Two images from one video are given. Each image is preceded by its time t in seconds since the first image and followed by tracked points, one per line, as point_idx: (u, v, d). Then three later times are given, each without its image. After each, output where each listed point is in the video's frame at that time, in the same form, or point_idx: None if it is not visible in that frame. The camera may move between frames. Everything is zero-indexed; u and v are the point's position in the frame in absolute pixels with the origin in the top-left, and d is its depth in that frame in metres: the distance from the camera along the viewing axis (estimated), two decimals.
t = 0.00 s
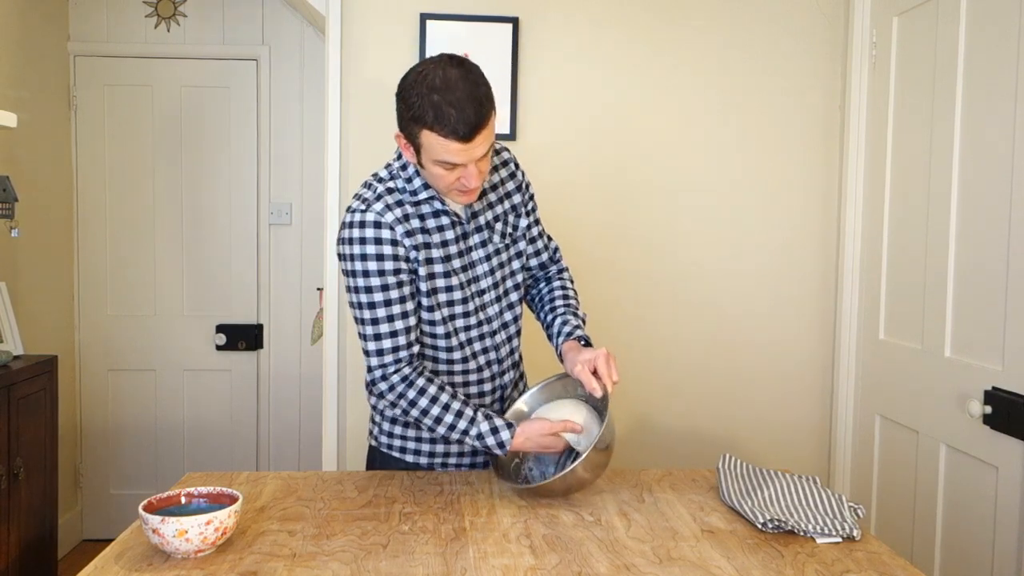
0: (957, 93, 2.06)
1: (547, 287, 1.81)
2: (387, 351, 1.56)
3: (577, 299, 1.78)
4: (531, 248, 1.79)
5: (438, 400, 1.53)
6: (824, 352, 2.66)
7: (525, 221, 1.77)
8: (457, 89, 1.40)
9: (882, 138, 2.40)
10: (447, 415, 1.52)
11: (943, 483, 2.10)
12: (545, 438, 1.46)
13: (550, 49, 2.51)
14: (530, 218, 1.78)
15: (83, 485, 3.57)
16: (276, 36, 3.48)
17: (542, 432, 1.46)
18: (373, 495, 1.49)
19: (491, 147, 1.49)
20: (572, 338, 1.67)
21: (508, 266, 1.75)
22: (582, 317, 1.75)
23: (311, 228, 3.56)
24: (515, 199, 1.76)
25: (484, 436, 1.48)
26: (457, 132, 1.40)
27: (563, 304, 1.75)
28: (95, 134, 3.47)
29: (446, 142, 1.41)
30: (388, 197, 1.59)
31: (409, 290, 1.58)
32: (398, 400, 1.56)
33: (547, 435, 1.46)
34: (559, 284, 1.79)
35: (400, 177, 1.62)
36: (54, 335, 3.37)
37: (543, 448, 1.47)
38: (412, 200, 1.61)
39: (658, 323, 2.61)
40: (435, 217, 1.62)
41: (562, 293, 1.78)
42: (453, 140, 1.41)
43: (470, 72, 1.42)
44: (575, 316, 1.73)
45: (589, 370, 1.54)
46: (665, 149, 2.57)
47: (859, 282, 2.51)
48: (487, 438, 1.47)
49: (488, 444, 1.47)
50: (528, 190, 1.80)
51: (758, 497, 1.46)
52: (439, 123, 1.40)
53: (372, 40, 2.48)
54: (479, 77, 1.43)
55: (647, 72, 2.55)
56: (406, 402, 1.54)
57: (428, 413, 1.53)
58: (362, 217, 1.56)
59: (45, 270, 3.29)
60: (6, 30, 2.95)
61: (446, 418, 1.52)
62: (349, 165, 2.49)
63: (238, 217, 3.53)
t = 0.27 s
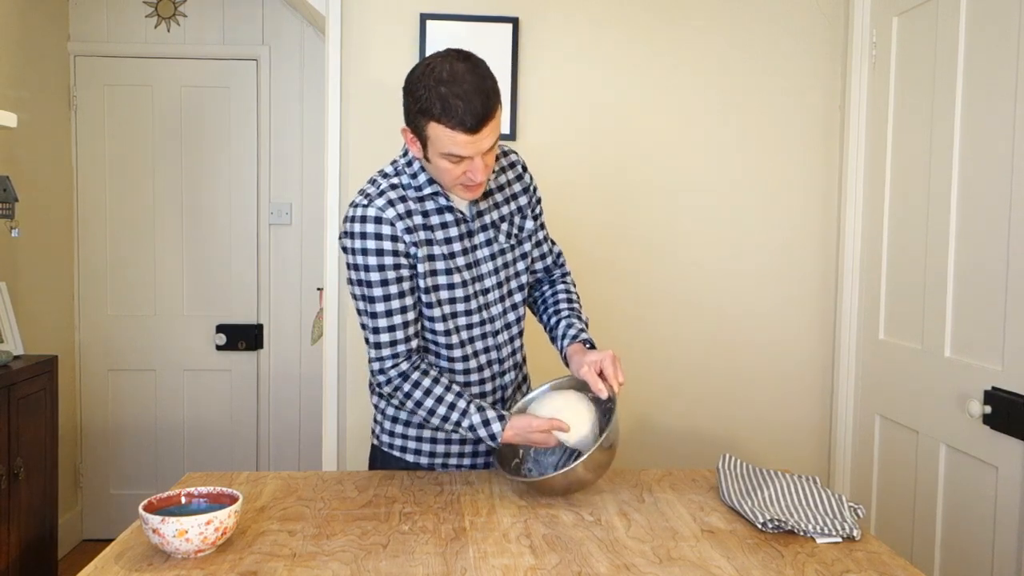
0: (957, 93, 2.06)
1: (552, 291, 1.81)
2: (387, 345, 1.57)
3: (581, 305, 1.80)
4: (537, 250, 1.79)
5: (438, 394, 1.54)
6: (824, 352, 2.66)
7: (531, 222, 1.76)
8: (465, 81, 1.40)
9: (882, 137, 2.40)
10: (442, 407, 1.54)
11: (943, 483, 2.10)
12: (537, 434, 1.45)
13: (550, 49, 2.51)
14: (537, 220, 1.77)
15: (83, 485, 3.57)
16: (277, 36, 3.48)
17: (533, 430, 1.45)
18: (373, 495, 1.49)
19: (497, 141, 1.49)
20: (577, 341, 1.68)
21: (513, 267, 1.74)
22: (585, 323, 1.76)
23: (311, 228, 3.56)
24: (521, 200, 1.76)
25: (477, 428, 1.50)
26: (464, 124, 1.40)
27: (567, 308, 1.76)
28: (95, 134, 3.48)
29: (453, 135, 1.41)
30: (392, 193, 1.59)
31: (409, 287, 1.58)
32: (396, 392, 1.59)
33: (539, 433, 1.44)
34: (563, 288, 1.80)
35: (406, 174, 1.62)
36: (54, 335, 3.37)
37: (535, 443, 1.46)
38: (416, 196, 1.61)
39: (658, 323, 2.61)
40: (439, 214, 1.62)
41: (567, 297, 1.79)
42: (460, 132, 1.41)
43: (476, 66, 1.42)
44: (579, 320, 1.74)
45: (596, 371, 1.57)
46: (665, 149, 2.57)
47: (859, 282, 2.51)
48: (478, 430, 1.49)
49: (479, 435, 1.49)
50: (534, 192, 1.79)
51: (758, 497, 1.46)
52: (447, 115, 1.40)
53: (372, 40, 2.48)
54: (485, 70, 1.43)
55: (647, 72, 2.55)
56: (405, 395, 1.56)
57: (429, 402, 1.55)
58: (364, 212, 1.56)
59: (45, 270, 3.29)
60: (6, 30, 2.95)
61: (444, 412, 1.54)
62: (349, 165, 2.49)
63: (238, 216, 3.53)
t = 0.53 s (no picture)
0: (957, 93, 2.06)
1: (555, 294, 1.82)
2: (378, 336, 1.57)
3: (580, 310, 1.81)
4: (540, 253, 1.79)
5: (425, 385, 1.54)
6: (824, 352, 2.66)
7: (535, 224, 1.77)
8: (476, 78, 1.41)
9: (882, 137, 2.40)
10: (427, 398, 1.53)
11: (943, 483, 2.10)
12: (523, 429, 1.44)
13: (550, 49, 2.51)
14: (540, 223, 1.78)
15: (83, 485, 3.57)
16: (276, 36, 3.48)
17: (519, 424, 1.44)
18: (373, 495, 1.49)
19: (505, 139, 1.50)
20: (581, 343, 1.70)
21: (516, 267, 1.74)
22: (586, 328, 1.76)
23: (311, 227, 3.56)
24: (526, 202, 1.77)
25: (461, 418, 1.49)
26: (475, 120, 1.40)
27: (569, 312, 1.78)
28: (95, 134, 3.48)
29: (463, 131, 1.42)
30: (395, 186, 1.60)
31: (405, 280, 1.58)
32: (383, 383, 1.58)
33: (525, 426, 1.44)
34: (564, 294, 1.82)
35: (410, 169, 1.63)
36: (54, 335, 3.37)
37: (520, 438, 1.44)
38: (420, 190, 1.62)
39: (658, 323, 2.61)
40: (441, 210, 1.63)
41: (568, 303, 1.80)
42: (470, 128, 1.41)
43: (487, 65, 1.43)
44: (581, 324, 1.76)
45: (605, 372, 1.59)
46: (665, 149, 2.57)
47: (859, 282, 2.51)
48: (463, 421, 1.49)
49: (464, 427, 1.49)
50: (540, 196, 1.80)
51: (758, 497, 1.46)
52: (457, 111, 1.40)
53: (372, 40, 2.48)
54: (495, 70, 1.44)
55: (647, 72, 2.55)
56: (392, 385, 1.56)
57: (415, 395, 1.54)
58: (366, 203, 1.57)
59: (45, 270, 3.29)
60: (6, 30, 2.95)
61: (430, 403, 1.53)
62: (349, 165, 2.50)
63: (238, 216, 3.53)
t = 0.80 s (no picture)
0: (957, 93, 2.06)
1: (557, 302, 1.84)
2: (365, 323, 1.54)
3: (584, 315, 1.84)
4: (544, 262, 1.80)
5: (405, 373, 1.49)
6: (824, 352, 2.66)
7: (542, 233, 1.78)
8: (510, 96, 1.40)
9: (882, 137, 2.40)
10: (405, 386, 1.48)
11: (943, 483, 2.10)
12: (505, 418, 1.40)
13: (550, 50, 2.51)
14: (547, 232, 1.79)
15: (83, 485, 3.57)
16: (276, 36, 3.48)
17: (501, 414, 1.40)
18: (373, 495, 1.49)
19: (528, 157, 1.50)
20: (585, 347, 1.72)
21: (518, 274, 1.75)
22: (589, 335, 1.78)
23: (310, 228, 3.56)
24: (535, 211, 1.78)
25: (437, 409, 1.45)
26: (504, 138, 1.40)
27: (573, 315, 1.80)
28: (95, 134, 3.48)
29: (490, 146, 1.42)
30: (406, 180, 1.60)
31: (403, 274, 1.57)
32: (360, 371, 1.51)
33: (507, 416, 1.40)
34: (567, 300, 1.84)
35: (424, 166, 1.64)
36: (54, 335, 3.37)
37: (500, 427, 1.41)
38: (430, 189, 1.62)
39: (658, 323, 2.61)
40: (450, 210, 1.63)
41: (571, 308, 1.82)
42: (498, 145, 1.41)
43: (520, 83, 1.44)
44: (585, 329, 1.78)
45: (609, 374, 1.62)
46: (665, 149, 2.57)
47: (859, 282, 2.51)
48: (443, 411, 1.44)
49: (443, 418, 1.44)
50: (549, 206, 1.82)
51: (758, 497, 1.46)
52: (488, 127, 1.40)
53: (372, 40, 2.48)
54: (528, 88, 1.44)
55: (647, 72, 2.55)
56: (368, 372, 1.50)
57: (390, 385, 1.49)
58: (376, 193, 1.57)
59: (45, 270, 3.29)
60: (6, 30, 2.95)
61: (406, 392, 1.48)
62: (349, 165, 2.49)
63: (238, 215, 3.53)
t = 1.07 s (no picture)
0: (957, 93, 2.06)
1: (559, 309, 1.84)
2: (377, 315, 1.52)
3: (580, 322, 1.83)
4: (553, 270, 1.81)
5: (416, 368, 1.48)
6: (824, 352, 2.66)
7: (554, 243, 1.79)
8: (553, 108, 1.41)
9: (882, 137, 2.40)
10: (415, 379, 1.47)
11: (943, 483, 2.10)
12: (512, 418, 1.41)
13: (550, 50, 2.51)
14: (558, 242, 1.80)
15: (83, 484, 3.57)
16: (277, 36, 3.48)
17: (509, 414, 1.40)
18: (373, 495, 1.49)
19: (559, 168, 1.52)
20: (576, 351, 1.73)
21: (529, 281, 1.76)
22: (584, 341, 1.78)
23: (311, 228, 3.56)
24: (549, 220, 1.78)
25: (445, 404, 1.44)
26: (543, 149, 1.41)
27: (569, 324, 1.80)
28: (95, 134, 3.48)
29: (527, 153, 1.42)
30: (431, 179, 1.61)
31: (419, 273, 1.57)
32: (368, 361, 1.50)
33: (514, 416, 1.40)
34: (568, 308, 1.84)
35: (449, 166, 1.64)
36: (54, 335, 3.37)
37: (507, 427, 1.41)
38: (454, 189, 1.62)
39: (658, 322, 2.61)
40: (470, 213, 1.63)
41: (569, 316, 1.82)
42: (535, 154, 1.42)
43: (562, 95, 1.45)
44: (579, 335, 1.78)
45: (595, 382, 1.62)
46: (664, 149, 2.57)
47: (859, 282, 2.51)
48: (451, 404, 1.43)
49: (452, 411, 1.43)
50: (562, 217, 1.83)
51: (758, 497, 1.46)
52: (529, 135, 1.41)
53: (372, 40, 2.48)
54: (568, 100, 1.45)
55: (647, 72, 2.55)
56: (377, 363, 1.48)
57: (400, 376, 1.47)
58: (400, 189, 1.58)
59: (45, 270, 3.29)
60: (6, 30, 2.95)
61: (416, 385, 1.46)
62: (349, 165, 2.49)
63: (238, 215, 3.53)
